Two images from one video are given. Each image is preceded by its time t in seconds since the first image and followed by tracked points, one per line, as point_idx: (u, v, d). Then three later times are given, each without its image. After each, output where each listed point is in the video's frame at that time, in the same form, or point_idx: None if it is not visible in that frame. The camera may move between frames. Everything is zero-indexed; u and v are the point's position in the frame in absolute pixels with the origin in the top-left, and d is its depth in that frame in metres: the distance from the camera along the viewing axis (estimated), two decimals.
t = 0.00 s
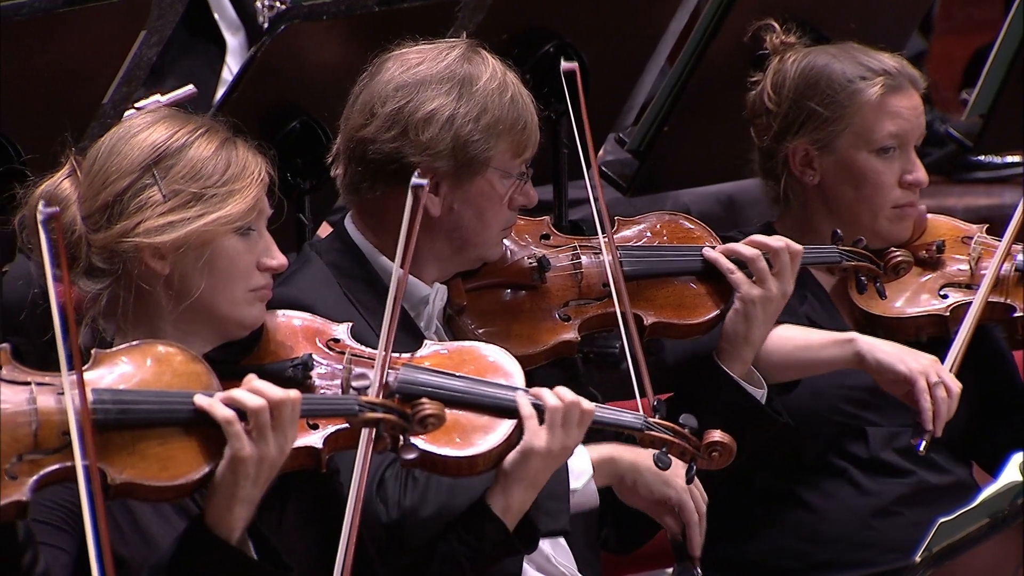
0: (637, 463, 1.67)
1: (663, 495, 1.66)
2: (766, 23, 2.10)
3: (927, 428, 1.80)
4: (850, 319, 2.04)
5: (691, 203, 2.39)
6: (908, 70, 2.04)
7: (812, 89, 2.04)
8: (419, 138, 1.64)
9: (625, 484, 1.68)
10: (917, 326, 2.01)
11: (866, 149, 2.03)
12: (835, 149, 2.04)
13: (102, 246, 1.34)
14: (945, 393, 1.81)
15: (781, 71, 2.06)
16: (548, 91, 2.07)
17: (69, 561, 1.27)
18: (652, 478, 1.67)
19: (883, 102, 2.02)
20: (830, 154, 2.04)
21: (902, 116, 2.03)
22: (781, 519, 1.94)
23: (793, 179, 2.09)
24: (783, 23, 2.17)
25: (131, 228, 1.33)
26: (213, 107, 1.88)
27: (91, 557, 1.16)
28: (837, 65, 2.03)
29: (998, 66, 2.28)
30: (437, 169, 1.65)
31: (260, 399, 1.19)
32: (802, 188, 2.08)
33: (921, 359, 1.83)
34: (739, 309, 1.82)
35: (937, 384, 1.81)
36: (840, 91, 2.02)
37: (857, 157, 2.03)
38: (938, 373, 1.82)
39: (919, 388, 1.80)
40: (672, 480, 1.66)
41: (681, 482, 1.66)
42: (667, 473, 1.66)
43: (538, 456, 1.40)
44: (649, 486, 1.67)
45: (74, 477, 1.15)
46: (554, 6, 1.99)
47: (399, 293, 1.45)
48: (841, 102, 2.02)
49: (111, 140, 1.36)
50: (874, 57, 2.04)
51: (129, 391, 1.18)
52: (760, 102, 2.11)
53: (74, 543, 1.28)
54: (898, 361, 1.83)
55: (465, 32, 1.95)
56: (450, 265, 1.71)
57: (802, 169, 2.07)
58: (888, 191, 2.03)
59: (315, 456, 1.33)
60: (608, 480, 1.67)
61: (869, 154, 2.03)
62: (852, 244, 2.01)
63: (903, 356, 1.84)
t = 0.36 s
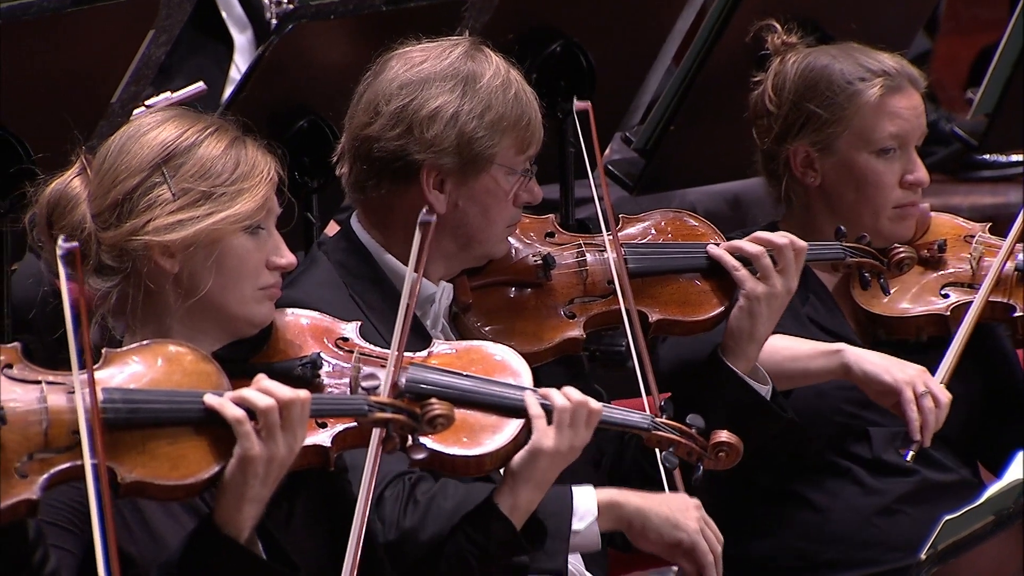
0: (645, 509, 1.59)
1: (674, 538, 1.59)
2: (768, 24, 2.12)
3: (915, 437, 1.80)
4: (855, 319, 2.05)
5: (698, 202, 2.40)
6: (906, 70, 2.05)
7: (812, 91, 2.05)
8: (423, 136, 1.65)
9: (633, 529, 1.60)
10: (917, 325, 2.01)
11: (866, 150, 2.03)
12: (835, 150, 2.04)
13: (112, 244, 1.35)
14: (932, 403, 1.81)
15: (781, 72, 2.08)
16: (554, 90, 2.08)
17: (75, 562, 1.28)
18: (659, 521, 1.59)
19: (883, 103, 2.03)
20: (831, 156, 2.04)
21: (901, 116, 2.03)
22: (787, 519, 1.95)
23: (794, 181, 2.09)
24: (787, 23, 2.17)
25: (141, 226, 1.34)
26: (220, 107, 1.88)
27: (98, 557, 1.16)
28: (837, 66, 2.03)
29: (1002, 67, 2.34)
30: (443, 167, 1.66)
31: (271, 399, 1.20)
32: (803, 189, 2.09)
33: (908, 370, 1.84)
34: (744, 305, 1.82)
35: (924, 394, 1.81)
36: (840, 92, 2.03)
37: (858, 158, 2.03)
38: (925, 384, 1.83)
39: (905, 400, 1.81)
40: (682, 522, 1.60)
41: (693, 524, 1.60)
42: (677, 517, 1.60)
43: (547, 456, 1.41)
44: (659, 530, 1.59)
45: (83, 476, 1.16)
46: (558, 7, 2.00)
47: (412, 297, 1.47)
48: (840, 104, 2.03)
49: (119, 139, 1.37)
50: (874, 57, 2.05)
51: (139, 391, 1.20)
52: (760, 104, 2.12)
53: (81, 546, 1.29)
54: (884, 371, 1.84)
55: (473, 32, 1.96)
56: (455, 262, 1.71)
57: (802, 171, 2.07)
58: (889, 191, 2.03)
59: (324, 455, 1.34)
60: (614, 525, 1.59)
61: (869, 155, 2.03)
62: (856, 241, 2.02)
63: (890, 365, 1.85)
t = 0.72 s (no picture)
0: (649, 556, 1.56)
1: None
2: (763, 28, 2.13)
3: (890, 438, 1.83)
4: (858, 317, 2.06)
5: (703, 201, 2.41)
6: (899, 66, 2.06)
7: (806, 90, 2.06)
8: (435, 136, 1.66)
9: None
10: (913, 320, 2.02)
11: (861, 147, 2.04)
12: (831, 148, 2.05)
13: (123, 243, 1.37)
14: (907, 404, 1.84)
15: (776, 73, 2.09)
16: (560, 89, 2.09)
17: (83, 562, 1.29)
18: (664, 568, 1.56)
19: (876, 98, 2.04)
20: (828, 153, 2.06)
21: (895, 111, 2.04)
22: (790, 519, 1.96)
23: (791, 179, 2.10)
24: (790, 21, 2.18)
25: (152, 226, 1.35)
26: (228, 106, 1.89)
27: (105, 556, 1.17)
28: (831, 63, 2.05)
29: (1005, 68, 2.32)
30: (454, 167, 1.67)
31: (279, 398, 1.21)
32: (802, 188, 2.09)
33: (882, 372, 1.87)
34: (752, 309, 1.83)
35: (898, 395, 1.84)
36: (833, 90, 2.04)
37: (853, 154, 2.04)
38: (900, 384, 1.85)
39: (880, 401, 1.84)
40: (688, 569, 1.57)
41: (700, 569, 1.57)
42: (683, 563, 1.56)
43: (556, 459, 1.42)
44: None
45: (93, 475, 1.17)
46: (563, 6, 2.02)
47: (425, 299, 1.47)
48: (833, 101, 2.04)
49: (131, 138, 1.38)
50: (869, 56, 2.07)
51: (149, 390, 1.20)
52: (758, 105, 2.14)
53: (88, 546, 1.29)
54: (858, 373, 1.87)
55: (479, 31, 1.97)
56: (466, 263, 1.72)
57: (799, 169, 2.08)
58: (885, 187, 2.03)
59: (331, 455, 1.34)
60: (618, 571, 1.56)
61: (865, 152, 2.04)
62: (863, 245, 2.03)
63: (864, 367, 1.87)
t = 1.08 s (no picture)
0: None
1: None
2: (770, 25, 2.14)
3: (882, 444, 1.83)
4: (860, 319, 2.05)
5: (709, 199, 2.42)
6: (903, 66, 2.07)
7: (810, 88, 2.06)
8: (452, 137, 1.66)
9: None
10: (916, 318, 2.02)
11: (865, 146, 2.05)
12: (834, 146, 2.06)
13: (134, 242, 1.37)
14: (899, 409, 1.84)
15: (780, 72, 2.09)
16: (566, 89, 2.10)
17: (92, 562, 1.29)
18: None
19: (879, 97, 2.05)
20: (832, 151, 2.06)
21: (899, 110, 2.05)
22: (795, 518, 1.97)
23: (795, 177, 2.11)
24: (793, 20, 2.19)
25: (162, 226, 1.36)
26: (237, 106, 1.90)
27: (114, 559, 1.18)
28: (835, 63, 2.05)
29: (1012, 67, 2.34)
30: (472, 168, 1.68)
31: (292, 405, 1.22)
32: (805, 186, 2.10)
33: (875, 377, 1.87)
34: (765, 313, 1.83)
35: (890, 401, 1.84)
36: (836, 89, 2.05)
37: (857, 153, 2.05)
38: (893, 391, 1.86)
39: (871, 406, 1.84)
40: None
41: None
42: None
43: (562, 461, 1.42)
44: None
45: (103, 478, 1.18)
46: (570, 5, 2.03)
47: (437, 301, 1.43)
48: (836, 100, 2.05)
49: (144, 138, 1.39)
50: (873, 55, 2.07)
51: (161, 394, 1.22)
52: (761, 104, 2.13)
53: (96, 545, 1.29)
54: (850, 378, 1.87)
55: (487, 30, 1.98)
56: (481, 263, 1.73)
57: (803, 168, 2.09)
58: (888, 185, 2.04)
59: (339, 456, 1.35)
60: None
61: (868, 151, 2.05)
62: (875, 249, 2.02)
63: (857, 372, 1.88)
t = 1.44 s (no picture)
0: None
1: None
2: (784, 23, 2.15)
3: (888, 447, 1.85)
4: (867, 318, 2.06)
5: (715, 197, 2.42)
6: (917, 67, 2.07)
7: (823, 87, 2.07)
8: (460, 134, 1.67)
9: None
10: (926, 318, 2.01)
11: (877, 146, 2.05)
12: (847, 146, 2.06)
13: (141, 244, 1.39)
14: (904, 413, 1.85)
15: (794, 70, 2.10)
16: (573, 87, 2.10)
17: (102, 561, 1.29)
18: None
19: (892, 98, 2.05)
20: (844, 150, 2.07)
21: (911, 111, 2.05)
22: (802, 516, 1.97)
23: (806, 175, 2.11)
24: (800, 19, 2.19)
25: (169, 228, 1.37)
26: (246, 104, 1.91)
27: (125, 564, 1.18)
28: (849, 62, 2.06)
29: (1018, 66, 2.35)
30: (480, 164, 1.68)
31: (305, 417, 1.23)
32: (816, 184, 2.10)
33: (882, 381, 1.88)
34: (775, 310, 1.84)
35: (896, 404, 1.85)
36: (850, 88, 2.05)
37: (869, 153, 2.05)
38: (899, 395, 1.86)
39: (877, 410, 1.85)
40: None
41: None
42: None
43: (566, 446, 1.41)
44: None
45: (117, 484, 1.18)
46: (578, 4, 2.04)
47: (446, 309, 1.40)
48: (849, 100, 2.05)
49: (152, 139, 1.40)
50: (887, 55, 2.07)
51: (177, 402, 1.22)
52: (775, 101, 2.14)
53: (106, 543, 1.30)
54: (857, 381, 1.88)
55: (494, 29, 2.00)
56: (493, 258, 1.74)
57: (815, 166, 2.09)
58: (900, 185, 2.04)
59: (348, 457, 1.35)
60: None
61: (880, 151, 2.05)
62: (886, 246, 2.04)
63: (864, 376, 1.88)
